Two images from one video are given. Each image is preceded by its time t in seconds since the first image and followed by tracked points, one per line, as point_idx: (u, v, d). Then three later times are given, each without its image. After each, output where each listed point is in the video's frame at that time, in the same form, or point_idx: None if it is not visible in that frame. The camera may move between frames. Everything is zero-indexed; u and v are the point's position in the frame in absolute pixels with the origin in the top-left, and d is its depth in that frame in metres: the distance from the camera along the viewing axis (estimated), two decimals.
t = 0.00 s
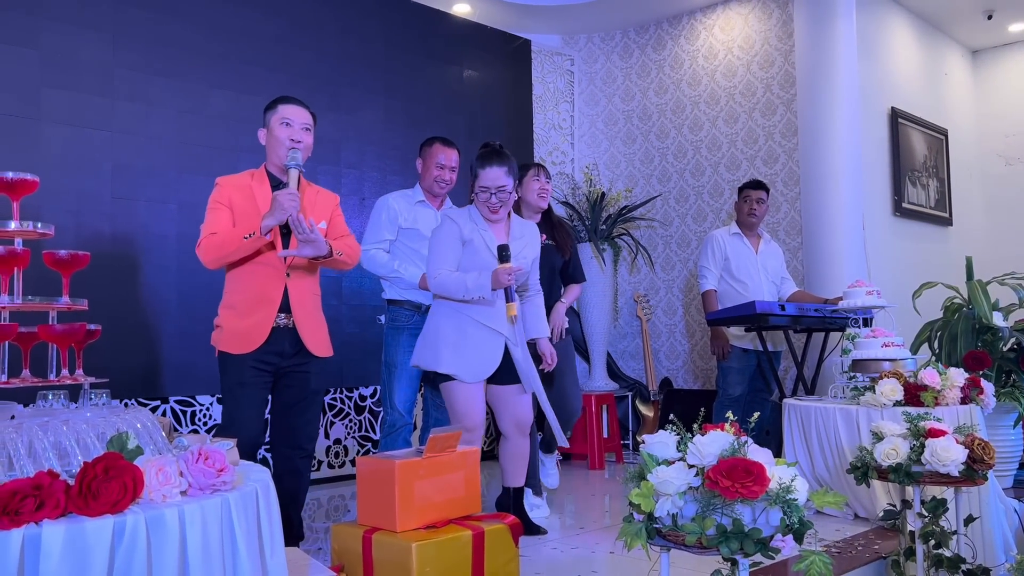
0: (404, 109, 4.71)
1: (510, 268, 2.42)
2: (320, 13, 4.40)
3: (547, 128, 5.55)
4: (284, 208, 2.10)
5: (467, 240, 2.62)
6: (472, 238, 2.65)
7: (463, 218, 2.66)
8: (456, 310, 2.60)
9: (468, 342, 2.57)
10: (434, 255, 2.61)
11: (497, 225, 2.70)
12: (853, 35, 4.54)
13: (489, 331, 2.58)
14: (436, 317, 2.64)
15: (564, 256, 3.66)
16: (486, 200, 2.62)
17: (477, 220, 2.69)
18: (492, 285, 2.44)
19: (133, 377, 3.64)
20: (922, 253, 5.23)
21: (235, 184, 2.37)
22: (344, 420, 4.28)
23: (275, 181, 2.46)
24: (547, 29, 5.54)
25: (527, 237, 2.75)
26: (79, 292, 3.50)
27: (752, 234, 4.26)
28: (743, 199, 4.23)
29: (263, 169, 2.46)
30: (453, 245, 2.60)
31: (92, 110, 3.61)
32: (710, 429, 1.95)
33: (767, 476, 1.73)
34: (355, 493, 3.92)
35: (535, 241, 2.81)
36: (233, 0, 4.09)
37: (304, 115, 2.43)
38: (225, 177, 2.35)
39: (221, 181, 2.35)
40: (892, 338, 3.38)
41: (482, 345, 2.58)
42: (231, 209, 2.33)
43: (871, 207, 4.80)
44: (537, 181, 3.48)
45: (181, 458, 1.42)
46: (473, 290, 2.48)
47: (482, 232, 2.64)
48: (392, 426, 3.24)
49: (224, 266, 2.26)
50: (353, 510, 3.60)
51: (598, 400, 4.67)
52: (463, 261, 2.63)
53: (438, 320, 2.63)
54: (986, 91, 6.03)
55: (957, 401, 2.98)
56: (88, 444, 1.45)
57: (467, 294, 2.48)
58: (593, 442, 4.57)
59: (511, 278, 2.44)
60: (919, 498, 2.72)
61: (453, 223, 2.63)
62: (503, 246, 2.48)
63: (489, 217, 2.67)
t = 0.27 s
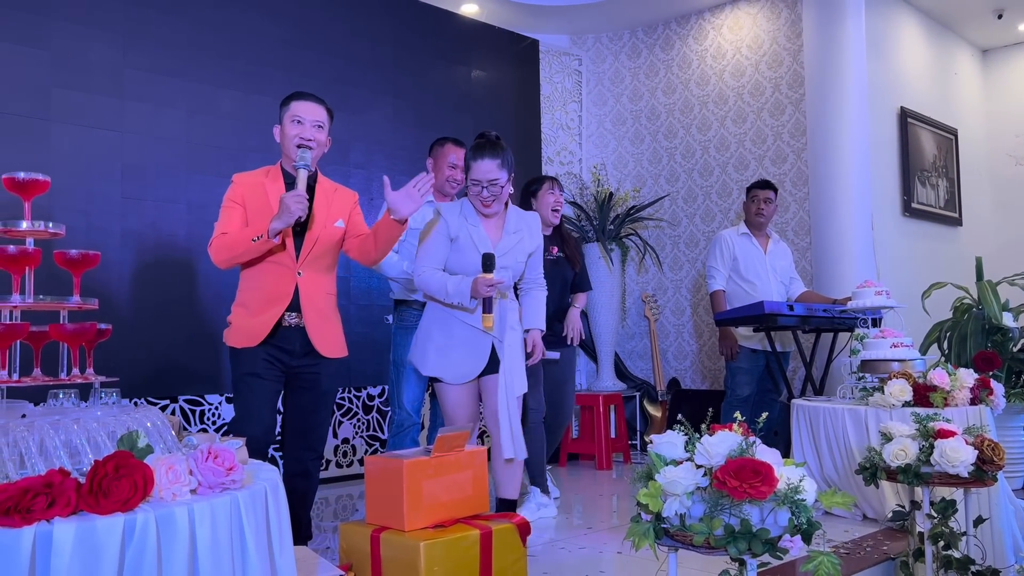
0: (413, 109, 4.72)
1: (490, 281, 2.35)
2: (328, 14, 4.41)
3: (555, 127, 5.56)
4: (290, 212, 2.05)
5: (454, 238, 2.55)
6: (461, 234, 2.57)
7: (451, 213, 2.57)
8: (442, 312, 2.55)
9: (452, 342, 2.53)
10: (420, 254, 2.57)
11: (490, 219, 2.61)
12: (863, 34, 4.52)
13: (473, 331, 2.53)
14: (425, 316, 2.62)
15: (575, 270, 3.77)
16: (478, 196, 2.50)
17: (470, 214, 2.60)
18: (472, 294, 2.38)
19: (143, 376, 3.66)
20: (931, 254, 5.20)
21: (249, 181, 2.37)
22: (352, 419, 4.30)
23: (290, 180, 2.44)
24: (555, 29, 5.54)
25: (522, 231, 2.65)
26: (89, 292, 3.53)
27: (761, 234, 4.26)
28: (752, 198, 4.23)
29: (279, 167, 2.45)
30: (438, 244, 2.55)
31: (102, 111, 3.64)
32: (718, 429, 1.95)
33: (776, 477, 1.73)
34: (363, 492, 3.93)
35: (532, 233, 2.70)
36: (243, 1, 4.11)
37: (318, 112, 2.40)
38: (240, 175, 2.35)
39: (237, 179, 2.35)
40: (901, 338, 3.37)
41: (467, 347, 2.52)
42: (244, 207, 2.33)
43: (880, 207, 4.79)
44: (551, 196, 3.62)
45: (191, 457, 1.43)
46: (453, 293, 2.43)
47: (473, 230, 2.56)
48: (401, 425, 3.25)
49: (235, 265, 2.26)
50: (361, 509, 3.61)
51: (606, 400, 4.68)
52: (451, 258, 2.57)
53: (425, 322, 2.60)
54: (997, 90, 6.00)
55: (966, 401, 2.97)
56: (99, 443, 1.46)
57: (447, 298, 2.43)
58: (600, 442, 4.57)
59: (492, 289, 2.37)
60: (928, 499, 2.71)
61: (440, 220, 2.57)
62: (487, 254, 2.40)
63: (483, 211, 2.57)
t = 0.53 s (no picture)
0: (420, 110, 4.74)
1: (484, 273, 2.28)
2: (336, 15, 4.43)
3: (562, 128, 5.56)
4: (296, 208, 2.05)
5: (450, 236, 2.52)
6: (457, 233, 2.54)
7: (449, 213, 2.54)
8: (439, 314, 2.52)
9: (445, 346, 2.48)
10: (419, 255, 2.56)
11: (489, 217, 2.55)
12: (871, 34, 4.51)
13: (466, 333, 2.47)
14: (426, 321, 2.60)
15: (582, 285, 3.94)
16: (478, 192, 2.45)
17: (469, 211, 2.55)
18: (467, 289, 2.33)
19: (152, 376, 3.68)
20: (940, 254, 5.19)
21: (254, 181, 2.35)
22: (360, 420, 4.32)
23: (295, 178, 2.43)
24: (563, 30, 5.55)
25: (523, 231, 2.58)
26: (98, 293, 3.55)
27: (768, 234, 4.25)
28: (758, 199, 4.21)
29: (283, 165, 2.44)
30: (434, 242, 2.53)
31: (111, 112, 3.66)
32: (726, 431, 1.95)
33: (784, 478, 1.72)
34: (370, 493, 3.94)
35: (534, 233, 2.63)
36: (252, 2, 4.13)
37: (321, 108, 2.37)
38: (243, 175, 2.32)
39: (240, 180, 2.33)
40: (909, 340, 3.36)
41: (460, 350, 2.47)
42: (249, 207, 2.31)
43: (888, 207, 4.77)
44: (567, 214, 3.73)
45: (200, 457, 1.45)
46: (448, 290, 2.41)
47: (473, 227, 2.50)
48: (409, 426, 3.26)
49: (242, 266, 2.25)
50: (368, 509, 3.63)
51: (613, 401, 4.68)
52: (448, 257, 2.54)
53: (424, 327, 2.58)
54: (1007, 90, 5.97)
55: (975, 403, 2.96)
56: (109, 442, 1.48)
57: (442, 295, 2.40)
58: (608, 443, 4.57)
59: (490, 284, 2.29)
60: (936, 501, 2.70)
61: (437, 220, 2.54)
62: (484, 246, 2.34)
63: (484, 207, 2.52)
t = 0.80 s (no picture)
0: (427, 111, 4.75)
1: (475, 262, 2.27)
2: (343, 16, 4.45)
3: (568, 128, 5.57)
4: (302, 201, 2.05)
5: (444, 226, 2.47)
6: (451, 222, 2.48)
7: (444, 200, 2.49)
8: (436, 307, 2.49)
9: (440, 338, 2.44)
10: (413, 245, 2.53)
11: (485, 205, 2.47)
12: (878, 34, 4.50)
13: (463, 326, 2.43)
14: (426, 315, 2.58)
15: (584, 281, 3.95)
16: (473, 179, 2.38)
17: (464, 199, 2.48)
18: (457, 276, 2.28)
19: (160, 376, 3.70)
20: (948, 254, 5.17)
21: (242, 178, 2.31)
22: (367, 419, 4.33)
23: (284, 174, 2.40)
24: (569, 30, 5.56)
25: (519, 218, 2.46)
26: (107, 293, 3.57)
27: (775, 234, 4.25)
28: (764, 199, 4.23)
29: (270, 161, 2.40)
30: (428, 231, 2.47)
31: (120, 113, 3.68)
32: (732, 430, 1.95)
33: (791, 477, 1.72)
34: (377, 492, 3.95)
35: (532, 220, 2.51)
36: (259, 4, 4.15)
37: (307, 101, 2.37)
38: (231, 172, 2.29)
39: (226, 177, 2.28)
40: (917, 339, 3.36)
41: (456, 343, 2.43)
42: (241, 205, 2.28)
43: (895, 207, 4.76)
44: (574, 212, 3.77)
45: (209, 456, 1.45)
46: (438, 279, 2.35)
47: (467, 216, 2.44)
48: (416, 426, 3.27)
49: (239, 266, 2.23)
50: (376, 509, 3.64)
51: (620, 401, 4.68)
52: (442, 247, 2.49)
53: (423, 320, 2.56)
54: (1015, 89, 5.95)
55: (983, 403, 2.96)
56: (119, 441, 1.49)
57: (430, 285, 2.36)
58: (615, 443, 4.57)
59: (478, 273, 2.26)
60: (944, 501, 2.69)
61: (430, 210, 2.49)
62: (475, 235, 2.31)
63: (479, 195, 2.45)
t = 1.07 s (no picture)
0: (432, 111, 4.76)
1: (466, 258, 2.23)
2: (348, 16, 4.45)
3: (573, 128, 5.57)
4: (286, 184, 2.06)
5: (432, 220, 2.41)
6: (439, 215, 2.42)
7: (430, 194, 2.43)
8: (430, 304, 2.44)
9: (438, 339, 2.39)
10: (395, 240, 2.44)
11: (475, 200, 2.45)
12: (884, 32, 4.50)
13: (462, 325, 2.39)
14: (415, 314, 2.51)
15: (581, 277, 3.96)
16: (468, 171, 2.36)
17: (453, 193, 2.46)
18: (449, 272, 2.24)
19: (166, 376, 3.71)
20: (955, 253, 5.15)
21: (217, 171, 2.25)
22: (373, 419, 4.34)
23: (259, 165, 2.35)
24: (574, 30, 5.56)
25: (509, 211, 2.46)
26: (113, 294, 3.58)
27: (781, 233, 4.24)
28: (770, 198, 4.20)
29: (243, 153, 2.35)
30: (415, 226, 2.41)
31: (126, 114, 3.70)
32: (739, 429, 1.94)
33: (797, 476, 1.72)
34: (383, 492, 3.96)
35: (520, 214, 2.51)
36: (265, 4, 4.16)
37: (279, 89, 2.32)
38: (206, 166, 2.23)
39: (201, 170, 2.22)
40: (924, 338, 3.35)
41: (454, 343, 2.39)
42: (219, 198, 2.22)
43: (902, 206, 4.75)
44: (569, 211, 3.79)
45: (216, 455, 1.46)
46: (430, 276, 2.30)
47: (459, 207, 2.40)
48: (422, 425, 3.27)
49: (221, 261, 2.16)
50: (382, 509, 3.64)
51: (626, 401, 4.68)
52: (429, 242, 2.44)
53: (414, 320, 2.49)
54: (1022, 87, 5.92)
55: (991, 402, 2.94)
56: (127, 441, 1.50)
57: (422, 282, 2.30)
58: (620, 443, 4.57)
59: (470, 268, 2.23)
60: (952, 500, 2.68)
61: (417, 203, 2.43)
62: (464, 230, 2.28)
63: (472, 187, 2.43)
